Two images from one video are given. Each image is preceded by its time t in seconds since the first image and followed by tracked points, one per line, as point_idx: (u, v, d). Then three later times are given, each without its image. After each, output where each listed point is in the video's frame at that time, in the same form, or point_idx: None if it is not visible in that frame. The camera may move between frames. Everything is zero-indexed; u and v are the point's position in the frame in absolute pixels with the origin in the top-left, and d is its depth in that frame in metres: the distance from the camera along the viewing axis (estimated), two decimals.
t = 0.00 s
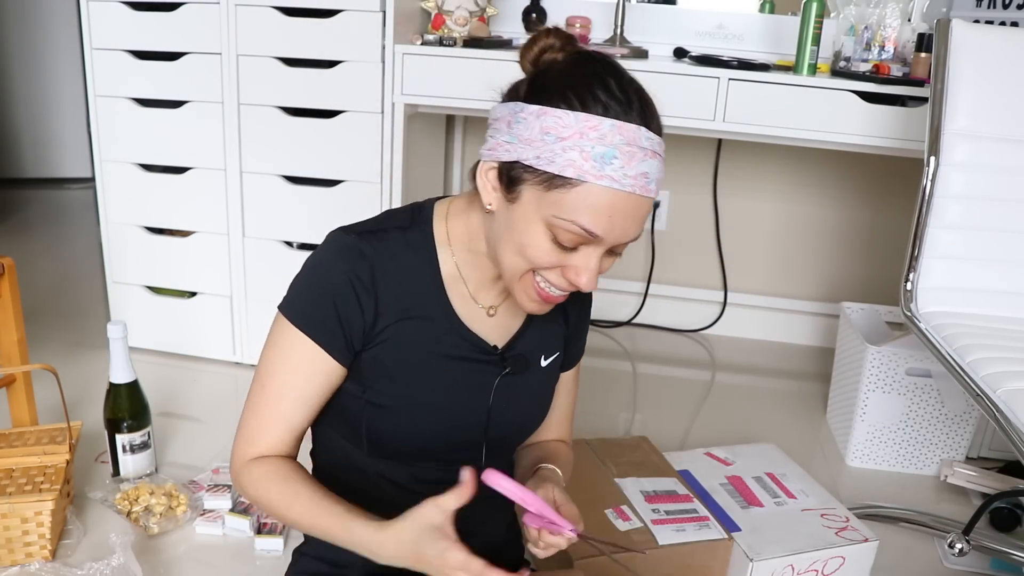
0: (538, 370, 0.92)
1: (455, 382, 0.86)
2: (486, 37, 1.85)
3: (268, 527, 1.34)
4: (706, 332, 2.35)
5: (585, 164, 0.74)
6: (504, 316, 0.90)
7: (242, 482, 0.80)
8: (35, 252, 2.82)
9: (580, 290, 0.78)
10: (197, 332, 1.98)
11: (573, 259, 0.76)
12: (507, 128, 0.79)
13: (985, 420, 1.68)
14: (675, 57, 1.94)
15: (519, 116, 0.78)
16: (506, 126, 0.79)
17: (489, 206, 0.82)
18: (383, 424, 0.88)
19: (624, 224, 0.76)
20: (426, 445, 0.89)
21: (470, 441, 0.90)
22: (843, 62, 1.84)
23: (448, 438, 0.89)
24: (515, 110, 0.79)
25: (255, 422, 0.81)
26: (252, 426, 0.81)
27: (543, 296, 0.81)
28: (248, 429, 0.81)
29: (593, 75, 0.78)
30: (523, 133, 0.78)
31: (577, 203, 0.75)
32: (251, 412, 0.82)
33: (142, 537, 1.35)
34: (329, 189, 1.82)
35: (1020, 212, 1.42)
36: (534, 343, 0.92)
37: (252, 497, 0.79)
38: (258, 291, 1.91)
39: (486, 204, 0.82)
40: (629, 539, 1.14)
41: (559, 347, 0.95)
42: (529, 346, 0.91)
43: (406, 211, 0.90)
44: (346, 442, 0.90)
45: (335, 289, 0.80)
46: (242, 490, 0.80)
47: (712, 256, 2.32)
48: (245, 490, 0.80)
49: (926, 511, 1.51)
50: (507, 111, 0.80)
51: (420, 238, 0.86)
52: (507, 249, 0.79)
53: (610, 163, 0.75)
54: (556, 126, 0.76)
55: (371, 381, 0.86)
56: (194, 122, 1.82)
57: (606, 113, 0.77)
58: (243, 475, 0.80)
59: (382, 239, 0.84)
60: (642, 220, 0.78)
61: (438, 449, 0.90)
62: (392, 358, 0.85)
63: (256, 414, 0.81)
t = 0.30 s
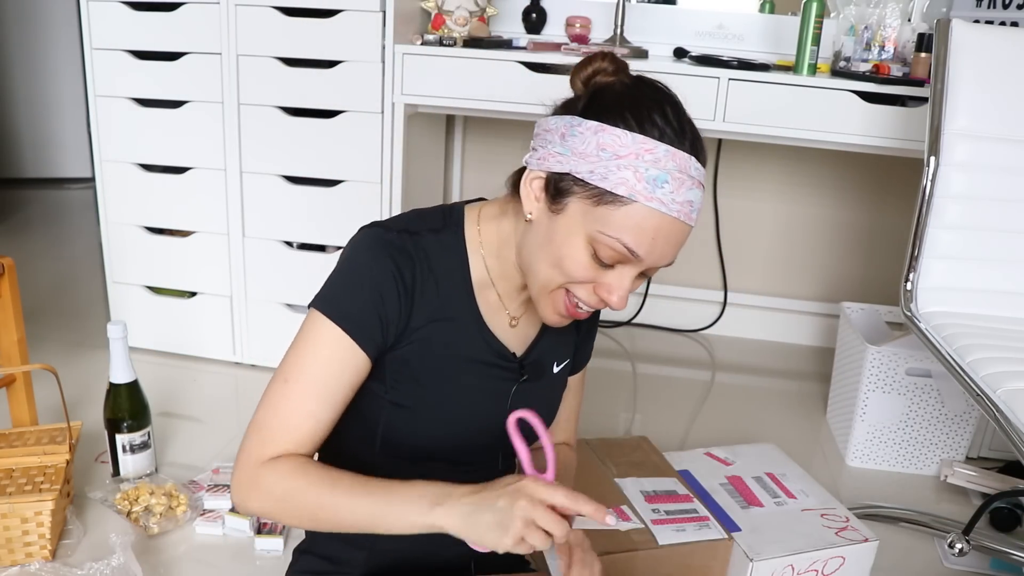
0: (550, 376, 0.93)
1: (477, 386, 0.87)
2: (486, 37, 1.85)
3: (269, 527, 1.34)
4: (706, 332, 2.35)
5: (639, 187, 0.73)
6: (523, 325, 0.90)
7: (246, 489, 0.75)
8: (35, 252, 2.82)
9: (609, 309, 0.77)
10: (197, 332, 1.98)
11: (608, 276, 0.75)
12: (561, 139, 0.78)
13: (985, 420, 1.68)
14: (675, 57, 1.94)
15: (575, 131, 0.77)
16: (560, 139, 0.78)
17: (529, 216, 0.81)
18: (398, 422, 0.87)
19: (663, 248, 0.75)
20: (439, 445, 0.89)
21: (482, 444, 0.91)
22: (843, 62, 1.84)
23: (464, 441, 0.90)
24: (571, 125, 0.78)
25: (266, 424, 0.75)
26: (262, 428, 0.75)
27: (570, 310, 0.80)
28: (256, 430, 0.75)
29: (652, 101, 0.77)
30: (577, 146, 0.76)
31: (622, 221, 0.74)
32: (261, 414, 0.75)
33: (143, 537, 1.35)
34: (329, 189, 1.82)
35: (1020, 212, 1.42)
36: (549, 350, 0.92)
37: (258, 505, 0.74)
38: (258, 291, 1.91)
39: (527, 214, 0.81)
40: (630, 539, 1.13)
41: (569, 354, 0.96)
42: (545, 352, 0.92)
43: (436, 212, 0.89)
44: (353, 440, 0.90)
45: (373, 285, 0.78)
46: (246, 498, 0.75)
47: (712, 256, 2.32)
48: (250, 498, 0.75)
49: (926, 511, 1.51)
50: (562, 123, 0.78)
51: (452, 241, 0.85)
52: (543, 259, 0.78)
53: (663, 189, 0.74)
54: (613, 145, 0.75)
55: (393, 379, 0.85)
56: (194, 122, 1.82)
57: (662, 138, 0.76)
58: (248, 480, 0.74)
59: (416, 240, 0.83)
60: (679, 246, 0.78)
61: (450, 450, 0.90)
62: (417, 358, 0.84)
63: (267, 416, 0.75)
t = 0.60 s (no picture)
0: (557, 381, 0.94)
1: (489, 387, 0.86)
2: (486, 37, 1.85)
3: (268, 527, 1.34)
4: (706, 332, 2.35)
5: (663, 209, 0.73)
6: (532, 331, 0.89)
7: (262, 471, 0.67)
8: (35, 252, 2.83)
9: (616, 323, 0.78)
10: (197, 332, 1.98)
11: (619, 292, 0.75)
12: (587, 153, 0.77)
13: (985, 419, 1.68)
14: (675, 57, 1.94)
15: (603, 147, 0.76)
16: (586, 152, 0.77)
17: (548, 225, 0.80)
18: (404, 421, 0.87)
19: (677, 269, 0.76)
20: (445, 444, 0.90)
21: (488, 446, 0.92)
22: (843, 62, 1.84)
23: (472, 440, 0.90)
24: (599, 139, 0.76)
25: (293, 398, 0.68)
26: (288, 402, 0.68)
27: (580, 320, 0.80)
28: (279, 403, 0.68)
29: (681, 122, 0.77)
30: (603, 161, 0.76)
31: (640, 240, 0.74)
32: (285, 386, 0.68)
33: (143, 537, 1.35)
34: (329, 189, 1.82)
35: (1020, 212, 1.42)
36: (557, 354, 0.92)
37: (277, 486, 0.67)
38: (258, 291, 1.91)
39: (545, 224, 0.80)
40: (629, 539, 1.13)
41: (574, 357, 0.96)
42: (554, 357, 0.92)
43: (455, 211, 0.88)
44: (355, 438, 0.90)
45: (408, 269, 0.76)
46: (262, 480, 0.67)
47: (712, 256, 2.32)
48: (266, 481, 0.67)
49: (926, 511, 1.51)
50: (590, 137, 0.77)
51: (471, 242, 0.84)
52: (557, 268, 0.78)
53: (685, 213, 0.74)
54: (641, 165, 0.75)
55: (404, 377, 0.84)
56: (194, 122, 1.82)
57: (688, 161, 0.76)
58: (266, 461, 0.67)
59: (437, 236, 0.82)
60: (692, 267, 0.78)
61: (456, 451, 0.91)
62: (432, 357, 0.83)
63: (295, 389, 0.68)
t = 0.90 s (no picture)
0: (562, 384, 0.94)
1: (497, 392, 0.86)
2: (486, 37, 1.85)
3: (268, 527, 1.34)
4: (706, 332, 2.35)
5: (677, 221, 0.73)
6: (538, 334, 0.89)
7: (272, 475, 0.67)
8: (35, 252, 2.82)
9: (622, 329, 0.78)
10: (196, 332, 1.98)
11: (628, 298, 0.76)
12: (602, 160, 0.77)
13: (985, 420, 1.68)
14: (675, 57, 1.94)
15: (619, 155, 0.76)
16: (600, 160, 0.77)
17: (559, 230, 0.80)
18: (411, 423, 0.87)
19: (686, 280, 0.76)
20: (451, 447, 0.90)
21: (493, 449, 0.92)
22: (843, 62, 1.84)
23: (476, 442, 0.90)
24: (615, 148, 0.76)
25: (304, 402, 0.68)
26: (299, 406, 0.68)
27: (586, 324, 0.80)
28: (290, 407, 0.68)
29: (696, 132, 0.77)
30: (617, 169, 0.75)
31: (652, 250, 0.74)
32: (295, 390, 0.68)
33: (143, 537, 1.35)
34: (329, 189, 1.82)
35: (1020, 212, 1.42)
36: (562, 357, 0.92)
37: (289, 491, 0.67)
38: (258, 291, 1.91)
39: (556, 230, 0.80)
40: (630, 539, 1.13)
41: (580, 360, 0.96)
42: (559, 361, 0.92)
43: (464, 213, 0.88)
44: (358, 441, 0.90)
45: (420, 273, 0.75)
46: (271, 485, 0.67)
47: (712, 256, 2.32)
48: (275, 485, 0.67)
49: (926, 511, 1.51)
50: (605, 143, 0.77)
51: (482, 245, 0.84)
52: (566, 272, 0.78)
53: (699, 225, 0.74)
54: (656, 175, 0.74)
55: (411, 381, 0.84)
56: (194, 122, 1.82)
57: (702, 171, 0.76)
58: (277, 467, 0.67)
59: (447, 239, 0.82)
60: (701, 278, 0.78)
61: (461, 454, 0.91)
62: (440, 361, 0.83)
63: (306, 393, 0.68)
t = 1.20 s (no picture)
0: (560, 383, 0.94)
1: (493, 392, 0.86)
2: (485, 37, 1.84)
3: (269, 527, 1.34)
4: (706, 332, 2.35)
5: (661, 220, 0.73)
6: (536, 336, 0.89)
7: (247, 465, 0.67)
8: (36, 252, 2.83)
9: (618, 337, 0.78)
10: (196, 331, 1.98)
11: (620, 304, 0.75)
12: (586, 164, 0.77)
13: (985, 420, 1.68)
14: (675, 57, 1.94)
15: (603, 158, 0.76)
16: (585, 164, 0.77)
17: (548, 237, 0.80)
18: (409, 426, 0.87)
19: (678, 285, 0.75)
20: (450, 449, 0.90)
21: (493, 449, 0.92)
22: (843, 62, 1.84)
23: (475, 443, 0.90)
24: (599, 150, 0.77)
25: (285, 394, 0.67)
26: (279, 397, 0.67)
27: (581, 334, 0.80)
28: (270, 397, 0.67)
29: (680, 132, 0.76)
30: (601, 172, 0.76)
31: (639, 252, 0.73)
32: (277, 381, 0.68)
33: (143, 537, 1.35)
34: (329, 189, 1.82)
35: (1020, 212, 1.42)
36: (560, 358, 0.92)
37: (263, 480, 0.67)
38: (258, 291, 1.91)
39: (544, 235, 0.80)
40: (629, 539, 1.13)
41: (578, 359, 0.96)
42: (556, 362, 0.92)
43: (459, 214, 0.87)
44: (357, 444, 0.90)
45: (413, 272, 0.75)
46: (246, 475, 0.67)
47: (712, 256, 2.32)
48: (250, 475, 0.67)
49: (926, 511, 1.51)
50: (589, 147, 0.78)
51: (478, 247, 0.84)
52: (556, 280, 0.78)
53: (685, 224, 0.73)
54: (639, 175, 0.74)
55: (408, 384, 0.84)
56: (194, 122, 1.82)
57: (688, 171, 0.75)
58: (252, 456, 0.67)
59: (442, 242, 0.81)
60: (695, 284, 0.78)
61: (461, 455, 0.91)
62: (435, 363, 0.83)
63: (290, 386, 0.68)
